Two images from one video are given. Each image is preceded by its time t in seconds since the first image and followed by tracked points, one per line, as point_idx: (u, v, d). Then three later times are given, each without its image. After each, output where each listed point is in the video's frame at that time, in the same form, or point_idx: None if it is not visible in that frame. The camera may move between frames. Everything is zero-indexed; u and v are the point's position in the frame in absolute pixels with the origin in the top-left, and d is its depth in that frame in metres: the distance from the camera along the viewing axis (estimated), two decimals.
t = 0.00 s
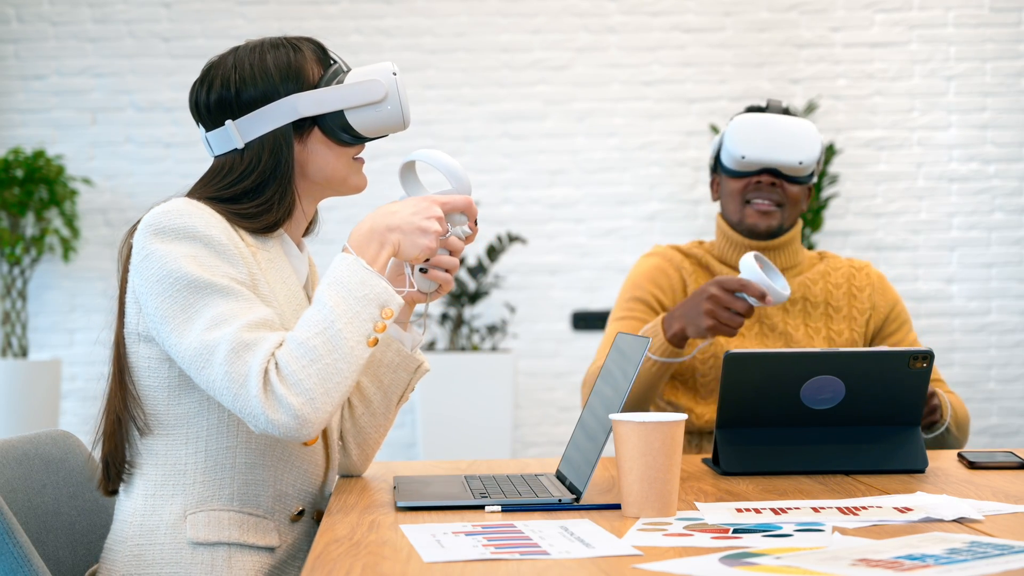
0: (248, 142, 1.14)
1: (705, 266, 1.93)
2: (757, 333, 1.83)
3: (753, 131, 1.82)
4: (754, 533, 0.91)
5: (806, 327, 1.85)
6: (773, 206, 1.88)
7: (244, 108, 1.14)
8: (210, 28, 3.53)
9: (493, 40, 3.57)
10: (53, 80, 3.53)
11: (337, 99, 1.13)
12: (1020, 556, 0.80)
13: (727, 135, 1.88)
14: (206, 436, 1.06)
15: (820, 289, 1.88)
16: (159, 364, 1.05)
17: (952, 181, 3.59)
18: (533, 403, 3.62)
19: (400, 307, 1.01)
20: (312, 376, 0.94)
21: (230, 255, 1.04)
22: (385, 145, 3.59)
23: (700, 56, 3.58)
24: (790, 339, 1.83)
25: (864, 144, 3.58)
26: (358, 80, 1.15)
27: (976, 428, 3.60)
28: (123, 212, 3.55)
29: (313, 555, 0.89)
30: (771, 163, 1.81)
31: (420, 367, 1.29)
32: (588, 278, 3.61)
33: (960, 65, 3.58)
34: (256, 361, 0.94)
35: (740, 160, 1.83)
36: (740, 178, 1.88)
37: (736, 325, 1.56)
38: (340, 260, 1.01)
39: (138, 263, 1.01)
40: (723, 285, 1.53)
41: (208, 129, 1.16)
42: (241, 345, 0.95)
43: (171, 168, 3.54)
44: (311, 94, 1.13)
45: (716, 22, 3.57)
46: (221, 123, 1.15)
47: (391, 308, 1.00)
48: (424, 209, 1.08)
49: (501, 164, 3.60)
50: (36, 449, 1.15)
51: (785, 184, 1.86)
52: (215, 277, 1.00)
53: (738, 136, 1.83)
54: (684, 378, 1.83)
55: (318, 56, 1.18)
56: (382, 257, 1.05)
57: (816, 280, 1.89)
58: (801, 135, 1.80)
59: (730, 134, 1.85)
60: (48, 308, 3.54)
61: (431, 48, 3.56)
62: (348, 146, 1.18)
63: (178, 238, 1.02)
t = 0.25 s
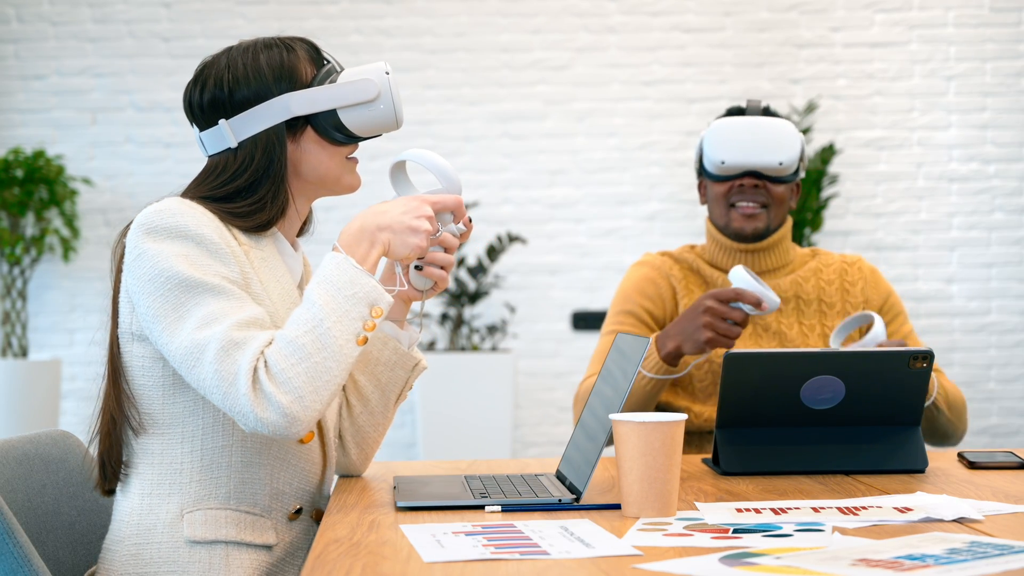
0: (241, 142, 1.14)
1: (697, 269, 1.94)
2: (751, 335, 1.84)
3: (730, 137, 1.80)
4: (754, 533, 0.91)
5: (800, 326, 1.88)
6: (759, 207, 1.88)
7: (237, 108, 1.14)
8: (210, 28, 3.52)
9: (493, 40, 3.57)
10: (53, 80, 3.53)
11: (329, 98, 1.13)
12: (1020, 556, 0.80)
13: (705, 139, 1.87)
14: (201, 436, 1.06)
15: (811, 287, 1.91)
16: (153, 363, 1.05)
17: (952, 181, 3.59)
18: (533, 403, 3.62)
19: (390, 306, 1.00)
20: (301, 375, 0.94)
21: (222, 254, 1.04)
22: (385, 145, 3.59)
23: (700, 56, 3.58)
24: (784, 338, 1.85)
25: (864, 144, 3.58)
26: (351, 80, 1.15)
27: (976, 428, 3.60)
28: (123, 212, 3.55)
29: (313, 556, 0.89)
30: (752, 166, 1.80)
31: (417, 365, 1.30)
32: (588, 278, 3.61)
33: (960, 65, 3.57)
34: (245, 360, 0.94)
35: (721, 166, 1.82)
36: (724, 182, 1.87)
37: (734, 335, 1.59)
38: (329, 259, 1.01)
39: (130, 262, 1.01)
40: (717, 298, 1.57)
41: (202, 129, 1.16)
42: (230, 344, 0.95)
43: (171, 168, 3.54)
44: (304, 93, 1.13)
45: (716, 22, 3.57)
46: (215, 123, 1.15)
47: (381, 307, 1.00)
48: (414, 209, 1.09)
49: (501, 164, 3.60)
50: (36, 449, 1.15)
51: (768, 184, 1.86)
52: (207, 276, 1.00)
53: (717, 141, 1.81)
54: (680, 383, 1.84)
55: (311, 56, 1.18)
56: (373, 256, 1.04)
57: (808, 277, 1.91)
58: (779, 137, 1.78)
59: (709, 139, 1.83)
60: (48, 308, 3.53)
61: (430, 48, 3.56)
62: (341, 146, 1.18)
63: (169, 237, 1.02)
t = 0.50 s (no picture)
0: (238, 140, 1.14)
1: (688, 271, 1.94)
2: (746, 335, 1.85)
3: (716, 146, 1.82)
4: (754, 533, 0.91)
5: (794, 323, 1.87)
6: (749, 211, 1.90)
7: (236, 105, 1.14)
8: (210, 28, 3.52)
9: (493, 40, 3.57)
10: (53, 80, 3.53)
11: (328, 99, 1.13)
12: (1020, 556, 0.80)
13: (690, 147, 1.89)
14: (197, 436, 1.06)
15: (804, 284, 1.90)
16: (149, 362, 1.05)
17: (952, 181, 3.59)
18: (533, 403, 3.62)
19: (373, 307, 1.01)
20: (285, 378, 0.94)
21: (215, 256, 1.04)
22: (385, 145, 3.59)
23: (700, 55, 3.58)
24: (777, 338, 1.84)
25: (864, 144, 3.59)
26: (351, 81, 1.15)
27: (976, 428, 3.60)
28: (123, 212, 3.55)
29: (313, 555, 0.89)
30: (740, 172, 1.82)
31: (416, 365, 1.30)
32: (588, 278, 3.61)
33: (960, 65, 3.58)
34: (230, 364, 0.93)
35: (706, 174, 1.85)
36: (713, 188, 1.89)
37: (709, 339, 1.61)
38: (314, 261, 1.00)
39: (125, 262, 1.01)
40: (693, 301, 1.59)
41: (200, 126, 1.16)
42: (217, 346, 0.94)
43: (171, 168, 3.54)
44: (303, 93, 1.13)
45: (716, 22, 3.57)
46: (213, 120, 1.15)
47: (364, 309, 1.00)
48: (398, 210, 1.08)
49: (501, 164, 3.60)
50: (36, 449, 1.15)
51: (757, 188, 1.87)
52: (196, 278, 1.00)
53: (702, 150, 1.83)
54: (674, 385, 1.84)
55: (310, 57, 1.19)
56: (356, 258, 1.05)
57: (801, 274, 1.91)
58: (764, 142, 1.80)
59: (693, 148, 1.85)
60: (48, 308, 3.54)
61: (430, 48, 3.56)
62: (338, 147, 1.18)
63: (162, 238, 1.02)
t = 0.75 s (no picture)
0: (238, 134, 1.14)
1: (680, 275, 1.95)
2: (739, 338, 1.86)
3: (699, 152, 1.83)
4: (754, 533, 0.91)
5: (787, 323, 1.87)
6: (738, 215, 1.89)
7: (238, 99, 1.13)
8: (210, 28, 3.52)
9: (493, 40, 3.57)
10: (53, 80, 3.53)
11: (332, 100, 1.14)
12: (1020, 557, 0.80)
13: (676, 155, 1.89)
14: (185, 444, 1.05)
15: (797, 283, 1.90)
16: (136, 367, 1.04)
17: (952, 181, 3.59)
18: (533, 403, 3.62)
19: (310, 384, 0.98)
20: (202, 433, 0.92)
21: (187, 277, 1.01)
22: (385, 145, 3.59)
23: (700, 56, 3.58)
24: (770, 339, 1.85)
25: (864, 144, 3.59)
26: (354, 85, 1.15)
27: (976, 428, 3.60)
28: (123, 212, 3.55)
29: (313, 555, 0.90)
30: (725, 177, 1.82)
31: (417, 373, 1.29)
32: (588, 278, 3.61)
33: (960, 65, 3.58)
34: (154, 402, 0.91)
35: (693, 180, 1.85)
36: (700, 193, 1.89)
37: (680, 347, 1.60)
38: (264, 325, 0.96)
39: (101, 266, 1.00)
40: (660, 310, 1.60)
41: (196, 117, 1.15)
42: (148, 381, 0.92)
43: (171, 168, 3.54)
44: (308, 93, 1.13)
45: (716, 22, 3.57)
46: (211, 112, 1.14)
47: (300, 386, 0.97)
48: (364, 289, 0.98)
49: (501, 164, 3.60)
50: (36, 449, 1.15)
51: (745, 192, 1.87)
52: (157, 299, 0.98)
53: (688, 158, 1.85)
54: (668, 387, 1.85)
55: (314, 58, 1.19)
56: (309, 332, 0.97)
57: (793, 273, 1.91)
58: (748, 146, 1.81)
59: (679, 155, 1.86)
60: (48, 308, 3.54)
61: (430, 48, 3.56)
62: (334, 150, 1.19)
63: (133, 250, 1.00)
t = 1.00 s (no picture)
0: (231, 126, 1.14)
1: (678, 277, 1.96)
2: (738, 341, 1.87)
3: (695, 159, 1.79)
4: (754, 533, 0.91)
5: (785, 327, 1.88)
6: (737, 218, 1.88)
7: (233, 92, 1.14)
8: (210, 28, 3.52)
9: (493, 40, 3.57)
10: (53, 80, 3.53)
11: (325, 97, 1.15)
12: (1020, 557, 0.80)
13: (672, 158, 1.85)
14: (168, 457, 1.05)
15: (795, 285, 1.90)
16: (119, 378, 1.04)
17: (952, 181, 3.59)
18: (533, 403, 3.62)
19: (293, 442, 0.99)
20: (179, 472, 0.94)
21: (167, 300, 1.02)
22: (385, 145, 3.59)
23: (700, 56, 3.58)
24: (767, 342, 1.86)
25: (864, 144, 3.59)
26: (346, 84, 1.17)
27: (976, 428, 3.60)
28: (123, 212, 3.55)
29: (314, 556, 0.90)
30: (722, 183, 1.79)
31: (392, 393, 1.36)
32: (588, 278, 3.61)
33: (960, 65, 3.58)
34: (132, 435, 0.93)
35: (690, 186, 1.82)
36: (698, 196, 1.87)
37: (662, 352, 1.60)
38: (251, 372, 0.98)
39: (80, 283, 1.01)
40: (642, 316, 1.57)
41: (186, 108, 1.15)
42: (127, 411, 0.94)
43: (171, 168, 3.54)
44: (301, 90, 1.15)
45: (716, 22, 3.57)
46: (204, 103, 1.15)
47: (284, 443, 0.98)
48: (350, 330, 0.99)
49: (501, 164, 3.60)
50: (37, 449, 1.15)
51: (742, 195, 1.86)
52: (133, 322, 0.99)
53: (685, 164, 1.80)
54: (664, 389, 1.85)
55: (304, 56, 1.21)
56: (302, 378, 1.00)
57: (791, 276, 1.91)
58: (744, 152, 1.77)
59: (676, 161, 1.81)
60: (48, 308, 3.54)
61: (431, 48, 3.56)
62: (321, 149, 1.21)
63: (113, 266, 1.01)
